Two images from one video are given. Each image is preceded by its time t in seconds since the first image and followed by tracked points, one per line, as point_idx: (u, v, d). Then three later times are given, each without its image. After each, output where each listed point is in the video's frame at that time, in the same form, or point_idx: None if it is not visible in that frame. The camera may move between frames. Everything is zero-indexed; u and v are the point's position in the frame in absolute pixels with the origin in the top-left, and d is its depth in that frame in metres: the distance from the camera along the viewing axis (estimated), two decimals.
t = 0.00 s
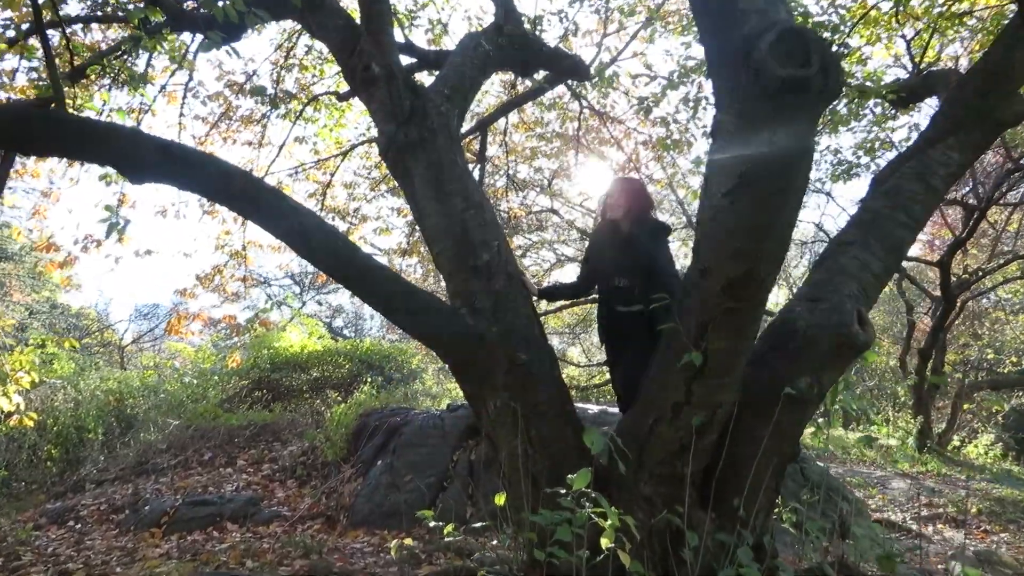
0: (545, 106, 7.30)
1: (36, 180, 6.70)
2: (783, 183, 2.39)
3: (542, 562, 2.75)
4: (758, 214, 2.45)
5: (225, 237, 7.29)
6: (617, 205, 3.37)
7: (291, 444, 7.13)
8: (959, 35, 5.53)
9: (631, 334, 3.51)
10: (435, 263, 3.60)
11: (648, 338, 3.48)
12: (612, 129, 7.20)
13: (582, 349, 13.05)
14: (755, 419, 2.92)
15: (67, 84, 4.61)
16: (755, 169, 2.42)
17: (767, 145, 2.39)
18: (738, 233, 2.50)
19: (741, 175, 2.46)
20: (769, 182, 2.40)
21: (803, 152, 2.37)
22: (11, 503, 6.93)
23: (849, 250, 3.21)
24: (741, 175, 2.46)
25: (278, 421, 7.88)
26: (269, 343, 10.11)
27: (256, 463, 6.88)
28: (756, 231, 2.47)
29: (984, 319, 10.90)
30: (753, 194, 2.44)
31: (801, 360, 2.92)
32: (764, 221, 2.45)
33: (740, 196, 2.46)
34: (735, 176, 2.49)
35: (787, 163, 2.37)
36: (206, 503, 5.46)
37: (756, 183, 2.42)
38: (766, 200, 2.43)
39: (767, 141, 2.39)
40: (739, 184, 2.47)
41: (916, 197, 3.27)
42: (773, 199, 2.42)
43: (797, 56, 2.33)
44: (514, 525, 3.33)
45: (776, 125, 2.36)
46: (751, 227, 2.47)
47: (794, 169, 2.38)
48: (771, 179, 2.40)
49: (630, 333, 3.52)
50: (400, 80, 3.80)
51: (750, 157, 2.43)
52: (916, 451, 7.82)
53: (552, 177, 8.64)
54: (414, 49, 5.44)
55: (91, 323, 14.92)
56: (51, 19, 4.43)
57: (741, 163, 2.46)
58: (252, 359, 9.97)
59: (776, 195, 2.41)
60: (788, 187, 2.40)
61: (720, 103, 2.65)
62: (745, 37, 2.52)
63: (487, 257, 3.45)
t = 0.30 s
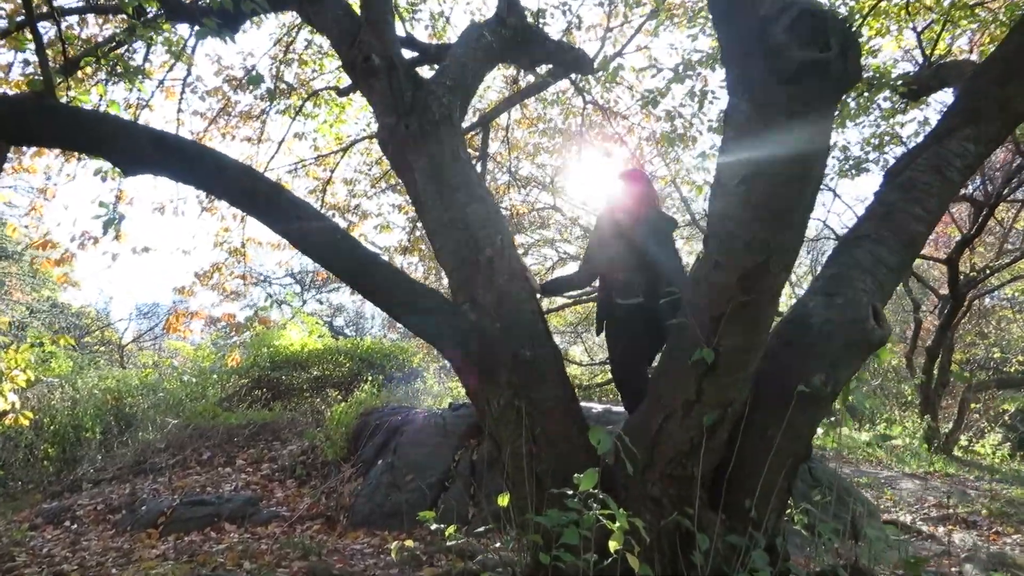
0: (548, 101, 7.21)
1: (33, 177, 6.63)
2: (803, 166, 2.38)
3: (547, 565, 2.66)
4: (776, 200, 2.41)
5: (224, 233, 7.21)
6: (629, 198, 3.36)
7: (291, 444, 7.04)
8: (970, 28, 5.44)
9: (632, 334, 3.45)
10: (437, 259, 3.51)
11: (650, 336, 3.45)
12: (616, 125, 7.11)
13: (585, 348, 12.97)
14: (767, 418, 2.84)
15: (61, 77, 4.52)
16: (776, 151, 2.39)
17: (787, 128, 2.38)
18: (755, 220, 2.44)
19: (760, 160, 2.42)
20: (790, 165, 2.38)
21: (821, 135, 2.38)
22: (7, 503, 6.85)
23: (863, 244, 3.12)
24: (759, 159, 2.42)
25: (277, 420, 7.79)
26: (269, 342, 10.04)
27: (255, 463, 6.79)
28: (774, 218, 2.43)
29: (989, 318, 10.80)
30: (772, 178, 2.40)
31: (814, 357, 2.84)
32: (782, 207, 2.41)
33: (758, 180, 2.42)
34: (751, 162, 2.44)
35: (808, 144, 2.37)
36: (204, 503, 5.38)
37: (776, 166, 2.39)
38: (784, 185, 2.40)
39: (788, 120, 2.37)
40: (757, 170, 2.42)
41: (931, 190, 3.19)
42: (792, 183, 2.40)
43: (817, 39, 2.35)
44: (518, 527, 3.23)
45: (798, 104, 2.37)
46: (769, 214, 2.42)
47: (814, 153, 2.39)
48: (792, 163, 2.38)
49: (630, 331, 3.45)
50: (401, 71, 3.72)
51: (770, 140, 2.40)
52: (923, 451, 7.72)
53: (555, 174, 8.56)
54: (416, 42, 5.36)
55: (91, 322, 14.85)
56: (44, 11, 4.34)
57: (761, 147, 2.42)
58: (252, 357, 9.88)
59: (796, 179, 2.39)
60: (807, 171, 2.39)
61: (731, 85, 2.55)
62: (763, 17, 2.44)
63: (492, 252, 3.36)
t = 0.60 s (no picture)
0: (550, 93, 7.12)
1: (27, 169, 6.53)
2: (818, 154, 2.34)
3: (555, 564, 2.57)
4: (793, 187, 2.35)
5: (222, 226, 7.12)
6: (633, 192, 3.28)
7: (290, 439, 6.96)
8: (980, 15, 5.35)
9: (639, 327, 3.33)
10: (440, 251, 3.43)
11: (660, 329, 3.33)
12: (619, 116, 7.02)
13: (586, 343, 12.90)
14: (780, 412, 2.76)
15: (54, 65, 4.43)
16: (793, 138, 2.34)
17: (802, 108, 2.35)
18: (772, 207, 2.37)
19: (776, 146, 2.36)
20: (807, 152, 2.33)
21: (836, 123, 2.36)
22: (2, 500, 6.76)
23: (877, 233, 3.03)
24: (775, 145, 2.37)
25: (276, 415, 7.71)
26: (267, 337, 9.97)
27: (254, 459, 6.70)
28: (792, 205, 2.36)
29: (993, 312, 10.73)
30: (789, 165, 2.35)
31: (828, 349, 2.75)
32: (800, 194, 2.35)
33: (774, 167, 2.36)
34: (767, 149, 2.38)
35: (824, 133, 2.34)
36: (201, 500, 5.30)
37: (794, 153, 2.34)
38: (804, 172, 2.33)
39: (803, 106, 2.34)
40: (774, 156, 2.37)
41: (947, 176, 3.10)
42: (809, 170, 2.34)
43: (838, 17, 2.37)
44: (523, 524, 3.14)
45: (815, 89, 2.33)
46: (786, 201, 2.35)
47: (829, 141, 2.35)
48: (809, 149, 2.33)
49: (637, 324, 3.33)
50: (402, 57, 3.63)
51: (787, 126, 2.36)
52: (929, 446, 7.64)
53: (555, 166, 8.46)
54: (416, 30, 5.27)
55: (88, 318, 14.76)
56: None
57: (776, 133, 2.37)
58: (251, 352, 9.81)
59: (814, 167, 2.34)
60: (823, 160, 2.35)
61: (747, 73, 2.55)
62: None
63: (496, 243, 3.28)
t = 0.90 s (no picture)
0: (552, 88, 7.02)
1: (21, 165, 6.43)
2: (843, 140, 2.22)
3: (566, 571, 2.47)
4: (814, 177, 2.22)
5: (219, 224, 7.01)
6: (642, 183, 3.25)
7: (288, 439, 6.86)
8: (993, 9, 5.25)
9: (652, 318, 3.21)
10: (443, 245, 3.32)
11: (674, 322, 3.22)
12: (622, 112, 6.92)
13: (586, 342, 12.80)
14: (798, 412, 2.67)
15: (48, 56, 4.32)
16: (816, 125, 2.22)
17: (830, 94, 2.24)
18: (793, 198, 2.25)
19: (797, 133, 2.25)
20: (830, 139, 2.20)
21: (863, 110, 2.24)
22: None
23: (896, 227, 2.93)
24: (797, 131, 2.25)
25: (274, 415, 7.61)
26: (265, 336, 9.88)
27: (251, 460, 6.60)
28: (813, 196, 2.24)
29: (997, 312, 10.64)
30: (811, 153, 2.22)
31: (847, 347, 2.66)
32: (821, 184, 2.23)
33: (795, 155, 2.24)
34: (788, 136, 2.26)
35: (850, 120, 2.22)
36: (198, 502, 5.20)
37: (815, 140, 2.22)
38: (827, 160, 2.22)
39: (829, 91, 2.23)
40: (794, 143, 2.25)
41: (967, 169, 2.99)
42: (832, 159, 2.22)
43: None
44: (529, 527, 3.05)
45: (843, 74, 2.22)
46: (807, 192, 2.24)
47: (853, 128, 2.23)
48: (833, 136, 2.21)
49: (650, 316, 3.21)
50: (405, 47, 3.53)
51: (810, 111, 2.24)
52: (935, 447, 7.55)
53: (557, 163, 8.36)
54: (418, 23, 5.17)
55: (84, 316, 14.65)
56: None
57: (797, 120, 2.25)
58: (248, 351, 9.71)
59: (837, 155, 2.21)
60: (847, 148, 2.22)
61: (771, 50, 2.40)
62: None
63: (502, 237, 3.17)
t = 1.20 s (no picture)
0: (546, 90, 6.94)
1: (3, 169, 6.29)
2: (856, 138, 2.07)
3: None
4: (826, 173, 2.12)
5: (206, 228, 6.88)
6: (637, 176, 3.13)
7: (278, 448, 6.73)
8: (993, 9, 5.18)
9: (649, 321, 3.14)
10: (439, 248, 3.24)
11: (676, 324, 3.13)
12: (616, 114, 6.84)
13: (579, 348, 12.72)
14: (809, 417, 2.57)
15: (30, 54, 4.20)
16: (830, 118, 2.08)
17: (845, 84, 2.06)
18: (804, 195, 2.15)
19: (812, 126, 2.13)
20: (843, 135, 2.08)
21: (881, 100, 2.06)
22: None
23: (906, 226, 2.84)
24: (811, 124, 2.13)
25: (263, 423, 7.49)
26: (254, 342, 9.73)
27: (240, 469, 6.47)
28: (824, 195, 2.14)
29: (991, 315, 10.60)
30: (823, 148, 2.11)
31: (859, 349, 2.57)
32: (833, 181, 2.12)
33: (808, 150, 2.13)
34: (802, 128, 2.15)
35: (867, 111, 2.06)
36: (185, 513, 5.07)
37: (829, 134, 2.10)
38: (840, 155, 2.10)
39: (846, 81, 2.06)
40: (809, 137, 2.14)
41: (978, 166, 2.91)
42: (847, 153, 2.09)
43: None
44: (529, 539, 2.94)
45: (862, 61, 2.03)
46: (817, 191, 2.13)
47: (868, 123, 2.06)
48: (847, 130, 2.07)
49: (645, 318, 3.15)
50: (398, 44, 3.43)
51: (824, 103, 2.09)
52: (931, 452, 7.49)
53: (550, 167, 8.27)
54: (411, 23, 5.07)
55: (71, 323, 14.46)
56: None
57: (812, 111, 2.12)
58: (236, 358, 9.56)
59: (851, 151, 2.09)
60: (863, 142, 2.07)
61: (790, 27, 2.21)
62: None
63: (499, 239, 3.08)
